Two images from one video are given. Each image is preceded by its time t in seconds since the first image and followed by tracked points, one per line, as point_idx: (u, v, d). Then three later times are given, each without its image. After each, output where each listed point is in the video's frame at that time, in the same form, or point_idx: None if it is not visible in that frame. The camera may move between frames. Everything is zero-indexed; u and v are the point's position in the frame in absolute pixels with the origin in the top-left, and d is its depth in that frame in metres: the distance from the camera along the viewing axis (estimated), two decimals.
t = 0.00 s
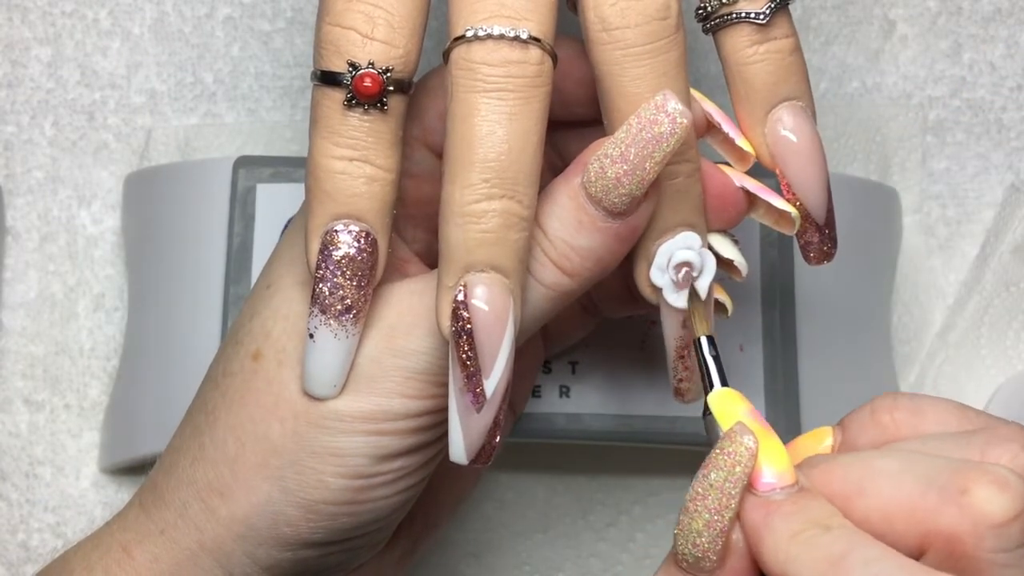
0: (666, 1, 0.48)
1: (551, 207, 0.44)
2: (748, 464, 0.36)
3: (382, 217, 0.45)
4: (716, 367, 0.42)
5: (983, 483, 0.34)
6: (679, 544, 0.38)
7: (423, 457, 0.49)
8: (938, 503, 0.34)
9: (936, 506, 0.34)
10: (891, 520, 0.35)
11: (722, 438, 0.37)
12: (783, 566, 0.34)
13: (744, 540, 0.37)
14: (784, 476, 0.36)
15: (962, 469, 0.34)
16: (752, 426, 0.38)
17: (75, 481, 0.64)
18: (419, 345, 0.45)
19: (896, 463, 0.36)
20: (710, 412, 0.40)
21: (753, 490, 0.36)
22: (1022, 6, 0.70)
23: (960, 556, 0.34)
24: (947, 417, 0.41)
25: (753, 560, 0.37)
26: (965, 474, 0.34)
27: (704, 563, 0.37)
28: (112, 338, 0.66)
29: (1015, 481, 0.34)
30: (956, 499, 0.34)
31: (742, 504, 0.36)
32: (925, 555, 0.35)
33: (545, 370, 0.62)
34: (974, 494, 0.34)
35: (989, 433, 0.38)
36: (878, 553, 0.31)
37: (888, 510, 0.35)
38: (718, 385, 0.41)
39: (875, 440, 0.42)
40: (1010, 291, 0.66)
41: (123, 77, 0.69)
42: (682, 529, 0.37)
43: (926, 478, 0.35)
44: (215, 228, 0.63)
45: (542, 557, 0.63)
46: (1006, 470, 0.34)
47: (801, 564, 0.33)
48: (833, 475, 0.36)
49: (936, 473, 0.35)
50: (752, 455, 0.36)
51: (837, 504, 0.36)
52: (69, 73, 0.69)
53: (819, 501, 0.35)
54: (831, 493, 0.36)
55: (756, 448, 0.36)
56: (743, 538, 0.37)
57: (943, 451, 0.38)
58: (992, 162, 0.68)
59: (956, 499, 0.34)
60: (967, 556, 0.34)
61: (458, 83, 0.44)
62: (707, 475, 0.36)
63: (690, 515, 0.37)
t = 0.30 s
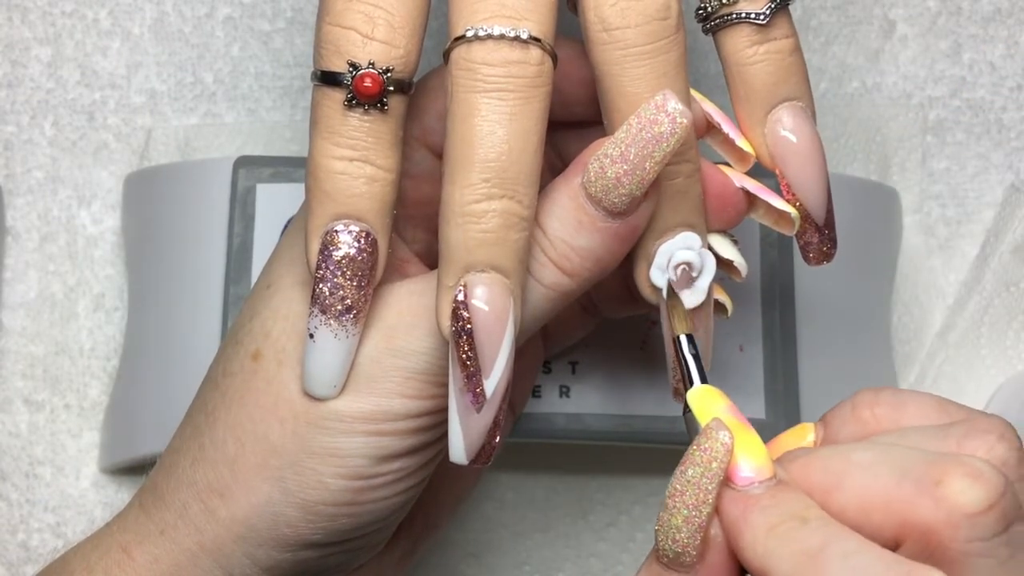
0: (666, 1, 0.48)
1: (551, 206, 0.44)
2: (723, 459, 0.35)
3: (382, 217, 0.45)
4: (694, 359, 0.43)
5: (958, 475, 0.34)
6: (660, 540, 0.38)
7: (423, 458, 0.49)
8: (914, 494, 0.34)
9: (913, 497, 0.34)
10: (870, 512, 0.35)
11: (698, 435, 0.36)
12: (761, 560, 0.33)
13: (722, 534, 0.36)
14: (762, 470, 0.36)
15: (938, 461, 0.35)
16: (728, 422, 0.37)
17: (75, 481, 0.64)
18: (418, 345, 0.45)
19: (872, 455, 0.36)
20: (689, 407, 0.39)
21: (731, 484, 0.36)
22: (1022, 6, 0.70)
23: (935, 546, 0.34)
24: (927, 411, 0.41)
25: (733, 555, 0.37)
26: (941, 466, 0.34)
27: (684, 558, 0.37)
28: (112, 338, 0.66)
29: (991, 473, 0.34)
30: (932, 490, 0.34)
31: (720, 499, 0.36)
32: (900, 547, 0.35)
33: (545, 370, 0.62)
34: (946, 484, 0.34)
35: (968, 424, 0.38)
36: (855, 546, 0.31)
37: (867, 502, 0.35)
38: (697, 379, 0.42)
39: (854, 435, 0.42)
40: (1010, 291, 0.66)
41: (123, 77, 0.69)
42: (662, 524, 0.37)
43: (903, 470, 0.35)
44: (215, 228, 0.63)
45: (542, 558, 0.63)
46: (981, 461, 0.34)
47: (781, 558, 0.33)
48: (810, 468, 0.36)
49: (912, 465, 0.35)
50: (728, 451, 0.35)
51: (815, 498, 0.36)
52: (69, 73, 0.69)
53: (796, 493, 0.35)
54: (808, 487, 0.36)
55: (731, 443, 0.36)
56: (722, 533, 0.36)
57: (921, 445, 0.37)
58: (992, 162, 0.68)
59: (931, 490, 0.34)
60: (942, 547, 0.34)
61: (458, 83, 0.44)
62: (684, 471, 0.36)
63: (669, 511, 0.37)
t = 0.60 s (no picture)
0: (666, 1, 0.48)
1: (551, 207, 0.44)
2: (736, 446, 0.36)
3: (382, 217, 0.45)
4: (709, 350, 0.42)
5: (972, 464, 0.33)
6: (671, 526, 0.38)
7: (423, 458, 0.49)
8: (927, 482, 0.34)
9: (925, 485, 0.34)
10: (882, 501, 0.35)
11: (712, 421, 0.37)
12: (774, 545, 0.33)
13: (734, 520, 0.37)
14: (775, 457, 0.36)
15: (952, 451, 0.34)
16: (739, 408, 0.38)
17: (75, 481, 0.64)
18: (418, 345, 0.45)
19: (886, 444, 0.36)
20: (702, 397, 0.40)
21: (743, 470, 0.36)
22: (1022, 6, 0.70)
23: (950, 535, 0.33)
24: (939, 403, 0.41)
25: (745, 541, 0.37)
26: (955, 455, 0.34)
27: (695, 544, 0.37)
28: (112, 338, 0.66)
29: (1005, 461, 0.33)
30: (945, 479, 0.33)
31: (732, 485, 0.36)
32: (915, 535, 0.34)
33: (545, 370, 0.62)
34: (962, 473, 0.33)
35: (981, 416, 0.38)
36: (868, 532, 0.31)
37: (878, 490, 0.35)
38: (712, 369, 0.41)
39: (866, 427, 0.42)
40: (1010, 291, 0.66)
41: (123, 77, 0.69)
42: (673, 510, 0.37)
43: (915, 459, 0.35)
44: (215, 228, 0.63)
45: (542, 557, 0.63)
46: (996, 451, 0.34)
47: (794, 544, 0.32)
48: (822, 459, 0.36)
49: (926, 454, 0.35)
50: (740, 437, 0.36)
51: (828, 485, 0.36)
52: (69, 73, 0.69)
53: (809, 482, 0.35)
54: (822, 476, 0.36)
55: (744, 430, 0.36)
56: (733, 518, 0.37)
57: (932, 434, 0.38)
58: (992, 162, 0.68)
59: (944, 479, 0.33)
60: (957, 535, 0.33)
61: (458, 83, 0.44)
62: (697, 457, 0.36)
63: (681, 496, 0.37)
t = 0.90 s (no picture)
0: (665, 2, 0.48)
1: (550, 207, 0.44)
2: (744, 444, 0.36)
3: (382, 218, 0.45)
4: (716, 347, 0.42)
5: (978, 465, 0.33)
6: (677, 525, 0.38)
7: (422, 458, 0.49)
8: (932, 485, 0.34)
9: (929, 488, 0.34)
10: (887, 502, 0.34)
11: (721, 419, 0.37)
12: (779, 545, 0.34)
13: (741, 518, 0.37)
14: (782, 456, 0.36)
15: (957, 453, 0.34)
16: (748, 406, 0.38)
17: (75, 482, 0.64)
18: (417, 344, 0.45)
19: (894, 447, 0.35)
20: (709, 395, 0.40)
21: (751, 469, 0.36)
22: (1022, 6, 0.70)
23: (954, 537, 0.33)
24: (941, 406, 0.41)
25: (750, 541, 0.37)
26: (959, 457, 0.34)
27: (702, 543, 0.37)
28: (112, 338, 0.66)
29: (1011, 463, 0.33)
30: (950, 481, 0.33)
31: (740, 484, 0.36)
32: (920, 536, 0.34)
33: (545, 370, 0.62)
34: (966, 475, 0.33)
35: (985, 417, 0.38)
36: (873, 533, 0.31)
37: (883, 491, 0.34)
38: (718, 368, 0.41)
39: (870, 430, 0.41)
40: (1010, 291, 0.66)
41: (123, 77, 0.69)
42: (680, 508, 0.37)
43: (920, 461, 0.34)
44: (215, 228, 0.63)
45: (542, 557, 0.63)
46: (1002, 452, 0.33)
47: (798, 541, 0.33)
48: (830, 460, 0.36)
49: (932, 456, 0.34)
50: (748, 436, 0.36)
51: (834, 487, 0.36)
52: (69, 73, 0.69)
53: (816, 483, 0.35)
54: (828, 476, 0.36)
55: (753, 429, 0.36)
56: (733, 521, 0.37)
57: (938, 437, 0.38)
58: (992, 162, 0.68)
59: (949, 481, 0.33)
60: (962, 538, 0.33)
61: (458, 83, 0.44)
62: (705, 455, 0.36)
63: (688, 494, 0.37)
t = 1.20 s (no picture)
0: (665, 2, 0.48)
1: (550, 207, 0.44)
2: (742, 454, 0.36)
3: (382, 218, 0.45)
4: (713, 354, 0.41)
5: (977, 475, 0.33)
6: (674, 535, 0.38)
7: (422, 458, 0.49)
8: (932, 494, 0.34)
9: (929, 496, 0.34)
10: (886, 511, 0.35)
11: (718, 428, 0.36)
12: (778, 557, 0.33)
13: (739, 530, 0.36)
14: (780, 466, 0.36)
15: (958, 462, 0.34)
16: (745, 416, 0.38)
17: (75, 482, 0.64)
18: (416, 344, 0.45)
19: (893, 455, 0.36)
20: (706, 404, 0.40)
21: (749, 480, 0.36)
22: (1022, 6, 0.70)
23: (952, 546, 0.33)
24: (938, 412, 0.42)
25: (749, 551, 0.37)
26: (960, 466, 0.34)
27: (700, 553, 0.37)
28: (112, 338, 0.66)
29: (1010, 473, 0.33)
30: (950, 490, 0.33)
31: (738, 495, 0.36)
32: (919, 546, 0.34)
33: (545, 370, 0.62)
34: (965, 487, 0.33)
35: (984, 423, 0.38)
36: (873, 544, 0.31)
37: (883, 499, 0.35)
38: (716, 374, 0.41)
39: (868, 438, 0.41)
40: (1010, 291, 0.66)
41: (123, 77, 0.69)
42: (678, 519, 0.37)
43: (920, 470, 0.35)
44: (215, 228, 0.63)
45: (542, 558, 0.63)
46: (1001, 462, 0.33)
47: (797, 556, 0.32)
48: (830, 468, 0.36)
49: (932, 465, 0.35)
50: (747, 445, 0.36)
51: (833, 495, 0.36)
52: (69, 73, 0.69)
53: (815, 491, 0.35)
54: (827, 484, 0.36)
55: (751, 438, 0.36)
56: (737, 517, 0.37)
57: (937, 443, 0.38)
58: (992, 162, 0.68)
59: (948, 491, 0.33)
60: (961, 548, 0.33)
61: (457, 83, 0.44)
62: (703, 465, 0.36)
63: (686, 505, 0.37)
